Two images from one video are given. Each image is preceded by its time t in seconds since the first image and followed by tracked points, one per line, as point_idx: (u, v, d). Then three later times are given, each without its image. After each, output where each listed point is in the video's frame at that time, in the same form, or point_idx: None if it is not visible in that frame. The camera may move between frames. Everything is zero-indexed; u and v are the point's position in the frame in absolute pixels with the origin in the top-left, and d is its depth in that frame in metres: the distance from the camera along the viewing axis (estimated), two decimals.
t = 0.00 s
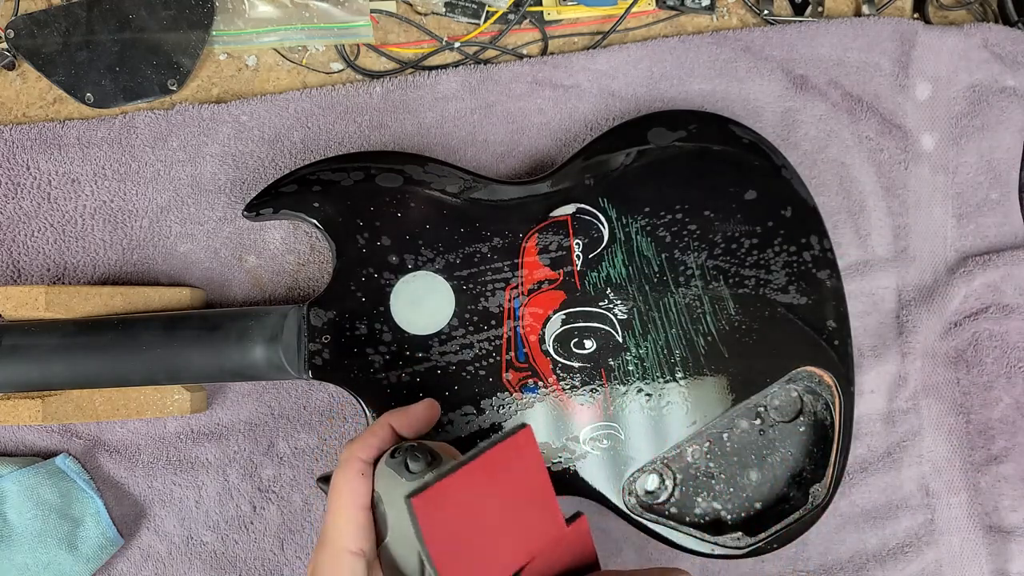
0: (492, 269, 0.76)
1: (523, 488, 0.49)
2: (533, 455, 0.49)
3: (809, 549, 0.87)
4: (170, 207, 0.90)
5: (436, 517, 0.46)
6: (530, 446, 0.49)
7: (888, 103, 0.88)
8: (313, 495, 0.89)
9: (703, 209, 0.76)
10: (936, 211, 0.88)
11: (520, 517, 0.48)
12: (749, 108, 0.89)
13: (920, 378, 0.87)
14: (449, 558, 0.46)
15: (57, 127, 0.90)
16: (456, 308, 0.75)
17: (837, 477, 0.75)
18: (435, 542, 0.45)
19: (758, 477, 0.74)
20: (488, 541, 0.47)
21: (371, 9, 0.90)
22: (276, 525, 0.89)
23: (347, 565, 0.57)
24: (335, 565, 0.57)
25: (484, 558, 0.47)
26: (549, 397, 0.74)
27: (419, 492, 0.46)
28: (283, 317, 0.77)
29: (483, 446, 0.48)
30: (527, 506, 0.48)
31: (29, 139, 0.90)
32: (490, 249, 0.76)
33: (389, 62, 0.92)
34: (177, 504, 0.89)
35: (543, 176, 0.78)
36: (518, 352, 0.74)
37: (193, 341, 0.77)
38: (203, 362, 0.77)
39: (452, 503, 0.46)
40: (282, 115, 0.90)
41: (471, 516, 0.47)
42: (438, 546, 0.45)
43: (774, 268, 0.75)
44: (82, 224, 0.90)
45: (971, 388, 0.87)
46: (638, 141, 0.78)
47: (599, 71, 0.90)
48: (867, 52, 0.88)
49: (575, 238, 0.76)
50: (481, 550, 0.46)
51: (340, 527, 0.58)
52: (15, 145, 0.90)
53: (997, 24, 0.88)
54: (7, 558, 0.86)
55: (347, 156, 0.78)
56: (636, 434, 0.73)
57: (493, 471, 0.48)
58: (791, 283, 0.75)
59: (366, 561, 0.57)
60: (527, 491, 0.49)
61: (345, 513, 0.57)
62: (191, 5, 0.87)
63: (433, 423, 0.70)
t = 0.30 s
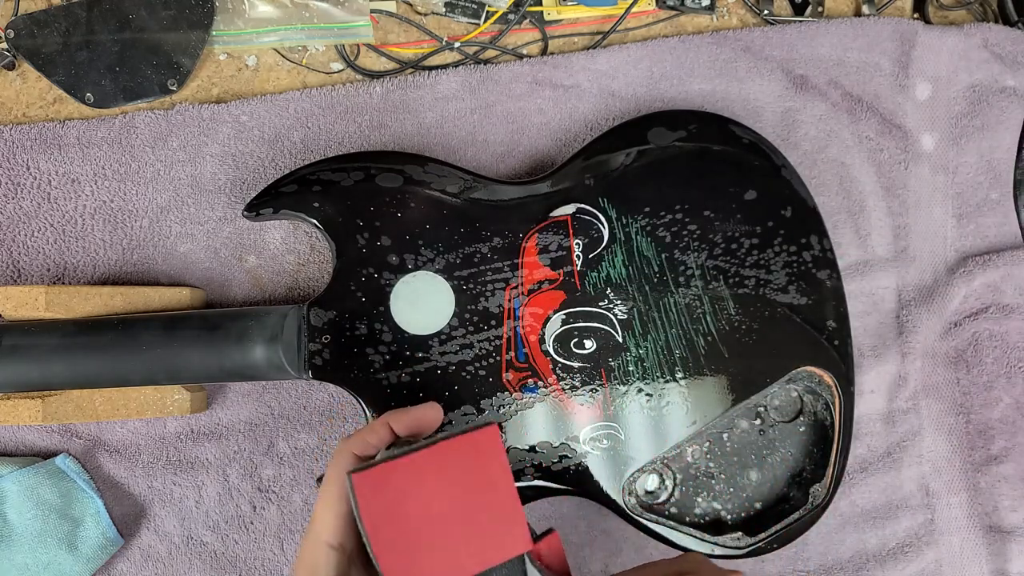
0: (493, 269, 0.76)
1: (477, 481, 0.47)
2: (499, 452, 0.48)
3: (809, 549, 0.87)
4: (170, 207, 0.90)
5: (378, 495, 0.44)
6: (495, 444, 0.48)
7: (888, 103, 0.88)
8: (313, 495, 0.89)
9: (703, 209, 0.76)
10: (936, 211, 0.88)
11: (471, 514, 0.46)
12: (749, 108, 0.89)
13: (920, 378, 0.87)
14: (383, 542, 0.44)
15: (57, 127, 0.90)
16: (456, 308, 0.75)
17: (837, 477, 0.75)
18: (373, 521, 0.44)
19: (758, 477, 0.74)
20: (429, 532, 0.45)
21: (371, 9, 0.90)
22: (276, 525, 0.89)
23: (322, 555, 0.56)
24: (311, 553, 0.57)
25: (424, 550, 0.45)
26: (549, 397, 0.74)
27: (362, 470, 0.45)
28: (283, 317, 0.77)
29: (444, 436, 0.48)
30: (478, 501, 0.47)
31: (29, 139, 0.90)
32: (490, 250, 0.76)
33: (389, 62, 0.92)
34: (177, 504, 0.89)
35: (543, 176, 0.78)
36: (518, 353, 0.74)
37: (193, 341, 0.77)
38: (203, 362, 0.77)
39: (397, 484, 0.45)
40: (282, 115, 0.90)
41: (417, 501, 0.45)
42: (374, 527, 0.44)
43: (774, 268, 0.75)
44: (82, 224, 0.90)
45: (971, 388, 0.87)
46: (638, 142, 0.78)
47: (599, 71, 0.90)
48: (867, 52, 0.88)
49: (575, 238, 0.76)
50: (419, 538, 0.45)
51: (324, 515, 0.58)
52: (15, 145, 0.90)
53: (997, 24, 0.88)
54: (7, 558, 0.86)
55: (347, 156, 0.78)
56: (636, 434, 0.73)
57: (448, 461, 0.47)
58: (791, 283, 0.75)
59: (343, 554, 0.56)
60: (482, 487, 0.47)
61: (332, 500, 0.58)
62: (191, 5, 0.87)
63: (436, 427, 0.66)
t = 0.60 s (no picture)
0: (492, 269, 0.76)
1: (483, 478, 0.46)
2: (505, 448, 0.47)
3: (810, 549, 0.87)
4: (170, 207, 0.90)
5: (382, 492, 0.43)
6: (500, 438, 0.48)
7: (888, 103, 0.88)
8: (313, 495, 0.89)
9: (703, 209, 0.76)
10: (936, 211, 0.88)
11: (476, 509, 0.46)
12: (749, 108, 0.89)
13: (920, 378, 0.87)
14: (387, 539, 0.43)
15: (57, 127, 0.90)
16: (456, 308, 0.75)
17: (837, 477, 0.75)
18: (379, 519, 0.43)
19: (758, 477, 0.74)
20: (434, 528, 0.44)
21: (371, 9, 0.90)
22: (276, 525, 0.89)
23: (318, 554, 0.57)
24: (306, 552, 0.58)
25: (425, 547, 0.44)
26: (549, 397, 0.74)
27: (366, 467, 0.44)
28: (283, 317, 0.77)
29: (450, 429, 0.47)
30: (482, 496, 0.46)
31: (29, 139, 0.90)
32: (490, 250, 0.76)
33: (389, 62, 0.92)
34: (177, 504, 0.89)
35: (543, 176, 0.79)
36: (518, 353, 0.74)
37: (192, 341, 0.77)
38: (204, 362, 0.77)
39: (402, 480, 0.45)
40: (282, 115, 0.90)
41: (421, 497, 0.45)
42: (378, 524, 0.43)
43: (774, 268, 0.75)
44: (82, 224, 0.90)
45: (971, 388, 0.87)
46: (638, 142, 0.78)
47: (599, 71, 0.90)
48: (867, 52, 0.88)
49: (575, 238, 0.76)
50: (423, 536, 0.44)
51: (319, 513, 0.59)
52: (15, 145, 0.90)
53: (997, 24, 0.88)
54: (7, 558, 0.86)
55: (347, 156, 0.78)
56: (636, 434, 0.73)
57: (452, 458, 0.46)
58: (791, 283, 0.75)
59: (339, 554, 0.57)
60: (488, 482, 0.46)
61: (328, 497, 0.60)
62: (191, 5, 0.87)
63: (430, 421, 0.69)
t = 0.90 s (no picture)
0: (493, 269, 0.76)
1: (369, 409, 0.50)
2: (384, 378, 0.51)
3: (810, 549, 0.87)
4: (170, 207, 0.90)
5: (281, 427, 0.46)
6: (383, 373, 0.51)
7: (888, 103, 0.88)
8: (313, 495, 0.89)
9: (703, 209, 0.76)
10: (936, 211, 0.88)
11: (367, 443, 0.49)
12: (749, 108, 0.89)
13: (920, 378, 0.87)
14: (285, 468, 0.46)
15: (57, 127, 0.90)
16: (456, 308, 0.75)
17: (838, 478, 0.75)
18: (273, 453, 0.46)
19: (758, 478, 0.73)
20: (327, 460, 0.48)
21: (371, 9, 0.90)
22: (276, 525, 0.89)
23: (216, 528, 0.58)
24: (207, 528, 0.58)
25: (319, 475, 0.47)
26: (550, 397, 0.74)
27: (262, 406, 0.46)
28: (283, 317, 0.77)
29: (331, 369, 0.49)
30: (372, 430, 0.50)
31: (29, 139, 0.90)
32: (490, 250, 0.76)
33: (389, 62, 0.92)
34: (177, 504, 0.89)
35: (543, 176, 0.79)
36: (518, 352, 0.74)
37: (192, 340, 0.77)
38: (203, 362, 0.77)
39: (296, 415, 0.47)
40: (282, 115, 0.90)
41: (312, 431, 0.47)
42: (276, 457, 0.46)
43: (774, 268, 0.75)
44: (82, 224, 0.90)
45: (971, 388, 0.87)
46: (638, 142, 0.78)
47: (599, 71, 0.90)
48: (867, 52, 0.88)
49: (575, 238, 0.76)
50: (314, 467, 0.47)
51: (210, 492, 0.59)
52: (15, 144, 0.90)
53: (997, 24, 0.88)
54: (7, 558, 0.85)
55: (347, 156, 0.78)
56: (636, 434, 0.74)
57: (339, 392, 0.49)
58: (791, 283, 0.75)
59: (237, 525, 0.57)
60: (376, 417, 0.50)
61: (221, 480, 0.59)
62: (191, 5, 0.87)
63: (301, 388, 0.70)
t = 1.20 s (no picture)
0: (493, 269, 0.76)
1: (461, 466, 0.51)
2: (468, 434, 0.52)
3: (810, 548, 0.87)
4: (170, 207, 0.90)
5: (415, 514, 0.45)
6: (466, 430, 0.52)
7: (888, 103, 0.88)
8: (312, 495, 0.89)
9: (703, 209, 0.76)
10: (936, 211, 0.88)
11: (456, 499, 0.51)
12: (749, 108, 0.89)
13: (920, 378, 0.87)
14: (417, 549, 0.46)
15: (57, 127, 0.90)
16: (456, 308, 0.75)
17: (837, 477, 0.75)
18: (403, 530, 0.45)
19: (758, 477, 0.74)
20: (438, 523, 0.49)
21: (371, 9, 0.90)
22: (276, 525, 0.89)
23: None
24: None
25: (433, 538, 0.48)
26: (549, 397, 0.74)
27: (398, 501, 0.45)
28: (282, 317, 0.77)
29: (438, 433, 0.49)
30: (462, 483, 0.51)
31: (29, 139, 0.90)
32: (490, 250, 0.76)
33: (389, 62, 0.92)
34: (177, 504, 0.89)
35: (543, 176, 0.79)
36: (518, 352, 0.74)
37: (192, 341, 0.77)
38: (203, 362, 0.77)
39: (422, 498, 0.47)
40: (282, 116, 0.90)
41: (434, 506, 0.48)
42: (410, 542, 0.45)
43: (774, 268, 0.75)
44: (82, 224, 0.90)
45: (971, 388, 0.87)
46: (638, 142, 0.78)
47: (599, 71, 0.90)
48: (867, 52, 0.88)
49: (575, 238, 0.76)
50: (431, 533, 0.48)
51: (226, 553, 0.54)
52: (15, 145, 0.90)
53: (997, 24, 0.88)
54: (7, 558, 0.85)
55: (347, 156, 0.78)
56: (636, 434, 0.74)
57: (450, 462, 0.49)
58: (791, 283, 0.75)
59: None
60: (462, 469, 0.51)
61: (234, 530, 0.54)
62: (191, 5, 0.87)
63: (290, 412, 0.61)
